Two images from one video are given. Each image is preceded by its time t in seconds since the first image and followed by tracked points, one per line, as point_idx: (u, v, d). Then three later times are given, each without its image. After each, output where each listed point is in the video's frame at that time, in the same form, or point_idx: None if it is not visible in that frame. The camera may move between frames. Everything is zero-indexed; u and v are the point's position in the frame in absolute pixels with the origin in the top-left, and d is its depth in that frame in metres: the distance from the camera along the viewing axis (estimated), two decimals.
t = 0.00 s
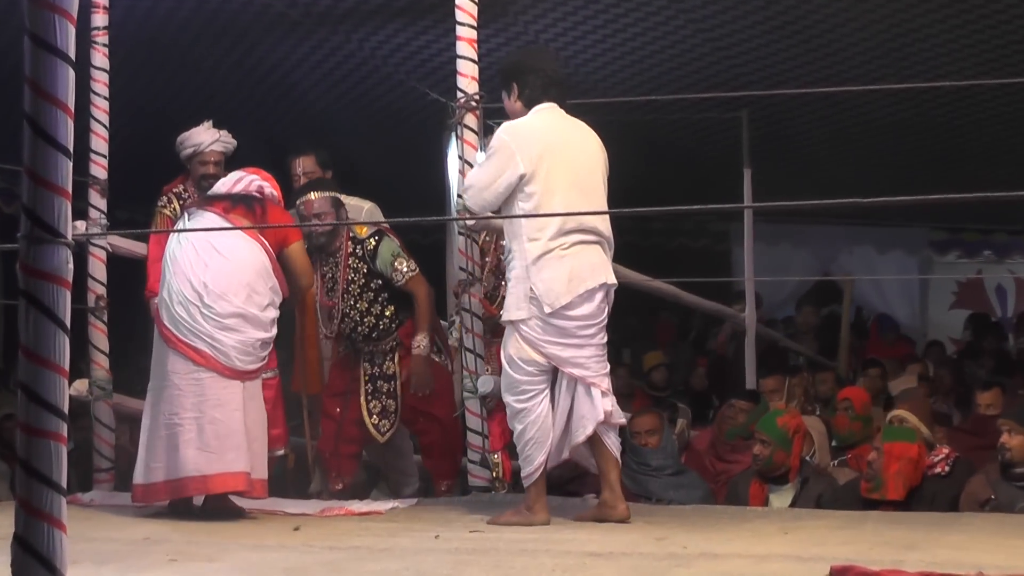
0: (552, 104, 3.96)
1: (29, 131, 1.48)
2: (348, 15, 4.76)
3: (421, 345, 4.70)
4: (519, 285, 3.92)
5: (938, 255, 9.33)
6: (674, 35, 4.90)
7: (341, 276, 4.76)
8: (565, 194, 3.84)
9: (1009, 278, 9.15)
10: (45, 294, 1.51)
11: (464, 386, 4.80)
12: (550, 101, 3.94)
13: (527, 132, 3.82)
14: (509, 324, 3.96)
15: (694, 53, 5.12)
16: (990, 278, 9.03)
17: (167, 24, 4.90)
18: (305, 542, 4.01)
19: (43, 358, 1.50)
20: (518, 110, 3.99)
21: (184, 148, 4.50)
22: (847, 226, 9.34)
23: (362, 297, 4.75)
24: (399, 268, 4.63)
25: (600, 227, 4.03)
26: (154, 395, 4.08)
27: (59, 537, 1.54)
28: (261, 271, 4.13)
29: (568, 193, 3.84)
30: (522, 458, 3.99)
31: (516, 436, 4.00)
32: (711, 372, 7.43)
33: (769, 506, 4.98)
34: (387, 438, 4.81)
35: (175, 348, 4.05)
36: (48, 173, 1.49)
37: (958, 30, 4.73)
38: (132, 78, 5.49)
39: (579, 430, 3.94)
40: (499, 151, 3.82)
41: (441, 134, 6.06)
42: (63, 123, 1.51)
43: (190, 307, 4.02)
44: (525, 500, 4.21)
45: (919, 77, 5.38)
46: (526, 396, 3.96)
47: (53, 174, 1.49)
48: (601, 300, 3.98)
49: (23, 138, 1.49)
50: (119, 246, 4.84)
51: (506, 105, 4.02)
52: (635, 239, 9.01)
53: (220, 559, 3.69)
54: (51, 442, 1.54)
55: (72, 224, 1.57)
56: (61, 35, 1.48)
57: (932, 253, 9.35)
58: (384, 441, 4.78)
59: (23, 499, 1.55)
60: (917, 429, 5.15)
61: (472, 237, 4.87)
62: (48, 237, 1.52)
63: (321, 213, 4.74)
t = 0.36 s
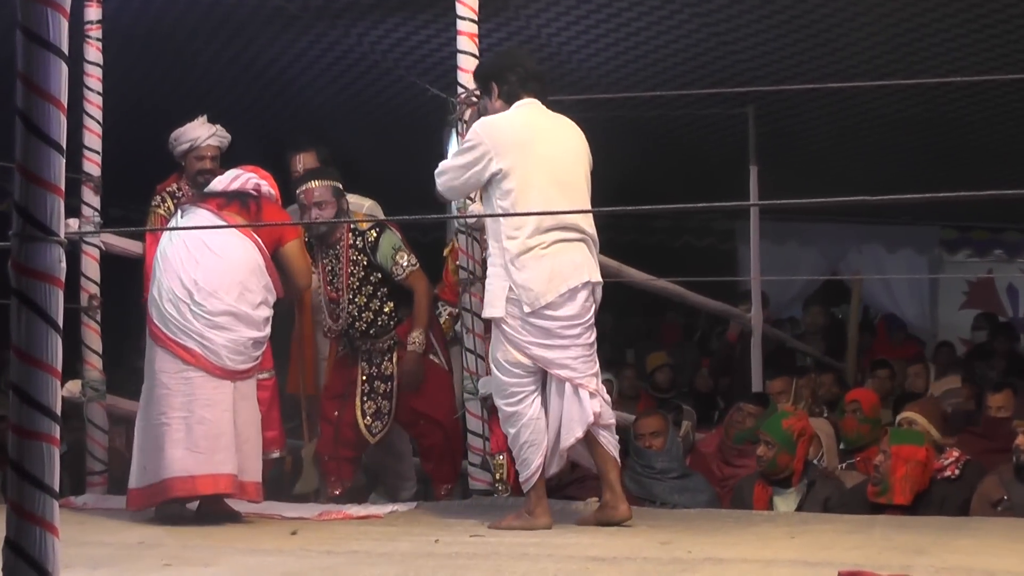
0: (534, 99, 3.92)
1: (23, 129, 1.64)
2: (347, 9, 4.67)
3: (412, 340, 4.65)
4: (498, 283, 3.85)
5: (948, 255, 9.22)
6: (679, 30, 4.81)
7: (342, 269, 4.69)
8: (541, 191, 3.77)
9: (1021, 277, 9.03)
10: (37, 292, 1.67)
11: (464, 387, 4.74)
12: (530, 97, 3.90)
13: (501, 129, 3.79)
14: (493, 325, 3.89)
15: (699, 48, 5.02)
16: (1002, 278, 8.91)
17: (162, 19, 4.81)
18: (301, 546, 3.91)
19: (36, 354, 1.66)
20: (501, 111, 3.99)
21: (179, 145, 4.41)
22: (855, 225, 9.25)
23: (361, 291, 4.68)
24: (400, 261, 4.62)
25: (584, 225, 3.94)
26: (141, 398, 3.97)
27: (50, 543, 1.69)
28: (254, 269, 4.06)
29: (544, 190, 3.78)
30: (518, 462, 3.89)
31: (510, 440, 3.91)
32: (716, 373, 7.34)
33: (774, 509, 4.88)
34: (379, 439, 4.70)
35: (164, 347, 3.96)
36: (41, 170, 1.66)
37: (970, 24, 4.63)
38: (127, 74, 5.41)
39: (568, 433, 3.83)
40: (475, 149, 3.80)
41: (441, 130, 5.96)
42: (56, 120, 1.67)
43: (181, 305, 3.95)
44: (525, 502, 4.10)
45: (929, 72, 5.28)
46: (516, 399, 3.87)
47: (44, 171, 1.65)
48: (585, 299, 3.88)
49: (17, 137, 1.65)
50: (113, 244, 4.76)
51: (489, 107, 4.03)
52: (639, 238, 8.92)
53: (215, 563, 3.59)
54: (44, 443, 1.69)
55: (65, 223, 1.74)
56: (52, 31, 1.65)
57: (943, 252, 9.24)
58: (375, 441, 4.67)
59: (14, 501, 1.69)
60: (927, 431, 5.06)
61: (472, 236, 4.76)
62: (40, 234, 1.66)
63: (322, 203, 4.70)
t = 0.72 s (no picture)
0: (521, 95, 3.81)
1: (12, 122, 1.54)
2: (343, 3, 4.57)
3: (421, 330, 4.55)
4: (485, 286, 3.77)
5: (957, 253, 9.13)
6: (683, 24, 4.71)
7: (342, 258, 4.58)
8: (525, 189, 3.68)
9: None
10: (29, 294, 1.56)
11: (463, 389, 4.65)
12: (515, 93, 3.79)
13: (485, 127, 3.69)
14: (482, 329, 3.81)
15: (703, 42, 4.92)
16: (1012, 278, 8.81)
17: (154, 13, 4.71)
18: (297, 550, 3.82)
19: (26, 360, 1.56)
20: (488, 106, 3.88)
21: (172, 139, 4.32)
22: (862, 223, 9.16)
23: (362, 280, 4.59)
24: (401, 248, 4.56)
25: (572, 224, 3.83)
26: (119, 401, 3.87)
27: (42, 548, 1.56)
28: (239, 268, 3.97)
29: (528, 188, 3.68)
30: (514, 465, 3.81)
31: (505, 444, 3.81)
32: (719, 374, 7.25)
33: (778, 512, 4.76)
34: (387, 436, 4.63)
35: (146, 348, 3.86)
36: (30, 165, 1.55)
37: (981, 17, 4.53)
38: (120, 69, 5.32)
39: (555, 438, 3.75)
40: (458, 148, 3.71)
41: (440, 126, 5.87)
42: (47, 114, 1.56)
43: (162, 305, 3.85)
44: (525, 506, 4.00)
45: (938, 68, 5.18)
46: (508, 402, 3.78)
47: (37, 167, 1.54)
48: (573, 300, 3.78)
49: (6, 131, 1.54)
50: (105, 242, 4.66)
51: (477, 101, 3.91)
52: (642, 236, 8.91)
53: (209, 568, 3.50)
54: (34, 447, 1.58)
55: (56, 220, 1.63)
56: (45, 24, 1.55)
57: (951, 251, 9.14)
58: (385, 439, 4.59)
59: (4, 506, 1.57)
60: (935, 434, 4.97)
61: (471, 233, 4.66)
62: (32, 233, 1.56)
63: (326, 187, 4.65)
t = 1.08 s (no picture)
0: (518, 92, 3.72)
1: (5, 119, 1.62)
2: None
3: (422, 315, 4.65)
4: (484, 287, 3.68)
5: (967, 252, 9.02)
6: (687, 18, 4.62)
7: (338, 245, 4.63)
8: (522, 185, 3.59)
9: None
10: (20, 291, 1.65)
11: (463, 389, 4.57)
12: (511, 89, 3.71)
13: (479, 124, 3.61)
14: (481, 330, 3.72)
15: (708, 37, 4.83)
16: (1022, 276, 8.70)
17: (148, 7, 4.63)
18: (293, 554, 3.73)
19: (17, 358, 1.64)
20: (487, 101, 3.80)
21: (168, 133, 4.24)
22: (870, 221, 9.07)
23: (356, 269, 4.64)
24: (399, 238, 4.64)
25: (572, 221, 3.75)
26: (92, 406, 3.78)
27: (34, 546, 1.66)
28: (214, 271, 3.87)
29: (524, 184, 3.59)
30: (515, 468, 3.72)
31: (505, 448, 3.73)
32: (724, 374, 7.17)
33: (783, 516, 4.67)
34: (372, 433, 4.69)
35: (118, 355, 3.78)
36: (23, 162, 1.63)
37: (991, 11, 4.44)
38: (115, 65, 5.24)
39: (551, 438, 3.65)
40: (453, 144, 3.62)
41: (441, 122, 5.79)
42: (39, 111, 1.65)
43: (134, 311, 3.76)
44: (527, 509, 3.90)
45: (948, 62, 5.08)
46: (508, 404, 3.69)
47: (30, 163, 1.63)
48: (574, 298, 3.69)
49: None
50: (98, 240, 4.59)
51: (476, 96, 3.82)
52: (647, 234, 8.73)
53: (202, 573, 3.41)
54: (25, 446, 1.67)
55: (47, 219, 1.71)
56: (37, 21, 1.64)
57: (961, 249, 9.04)
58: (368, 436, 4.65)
59: None
60: (947, 436, 4.87)
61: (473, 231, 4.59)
62: (23, 231, 1.64)
63: (326, 172, 4.67)
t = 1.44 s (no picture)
0: (529, 92, 3.72)
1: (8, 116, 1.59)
2: None
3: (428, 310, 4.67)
4: (494, 285, 3.68)
5: (973, 251, 9.02)
6: (693, 16, 4.61)
7: (340, 242, 4.68)
8: (529, 183, 3.58)
9: None
10: (24, 290, 1.62)
11: (469, 389, 4.59)
12: (520, 88, 3.71)
13: (487, 122, 3.61)
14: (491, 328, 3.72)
15: (713, 35, 4.83)
16: None
17: (153, 6, 4.63)
18: (299, 553, 3.73)
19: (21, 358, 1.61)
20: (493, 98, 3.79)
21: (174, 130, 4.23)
22: (875, 220, 9.07)
23: (358, 266, 4.67)
24: (401, 235, 4.68)
25: (582, 219, 3.74)
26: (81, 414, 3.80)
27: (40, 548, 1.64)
28: (201, 276, 3.84)
29: (531, 182, 3.58)
30: (521, 467, 3.72)
31: (513, 446, 3.73)
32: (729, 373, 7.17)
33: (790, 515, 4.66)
34: (380, 432, 4.68)
35: (108, 365, 3.78)
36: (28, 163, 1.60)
37: (997, 10, 4.43)
38: (120, 64, 5.25)
39: (563, 438, 3.65)
40: (462, 146, 3.63)
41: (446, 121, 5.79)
42: (44, 107, 1.62)
43: (122, 321, 3.73)
44: (532, 508, 3.90)
45: (954, 60, 5.08)
46: (517, 402, 3.68)
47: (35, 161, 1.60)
48: (584, 296, 3.69)
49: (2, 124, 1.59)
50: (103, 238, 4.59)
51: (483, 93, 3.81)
52: (652, 233, 8.80)
53: (208, 572, 3.41)
54: (31, 445, 1.64)
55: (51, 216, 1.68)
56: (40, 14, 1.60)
57: (967, 248, 9.04)
58: (375, 435, 4.65)
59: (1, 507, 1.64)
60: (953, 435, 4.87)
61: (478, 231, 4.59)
62: (28, 229, 1.61)
63: (329, 169, 4.68)
